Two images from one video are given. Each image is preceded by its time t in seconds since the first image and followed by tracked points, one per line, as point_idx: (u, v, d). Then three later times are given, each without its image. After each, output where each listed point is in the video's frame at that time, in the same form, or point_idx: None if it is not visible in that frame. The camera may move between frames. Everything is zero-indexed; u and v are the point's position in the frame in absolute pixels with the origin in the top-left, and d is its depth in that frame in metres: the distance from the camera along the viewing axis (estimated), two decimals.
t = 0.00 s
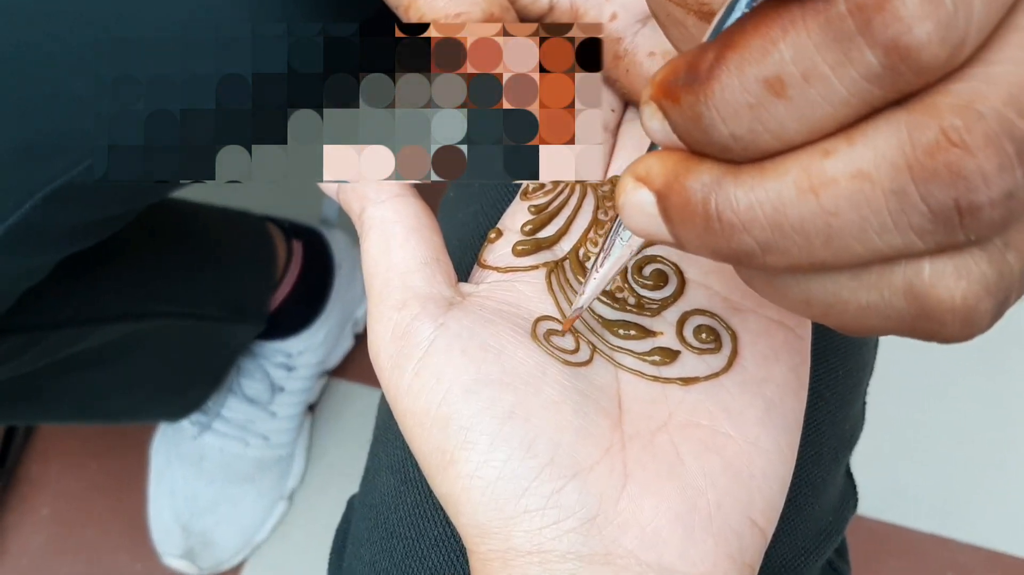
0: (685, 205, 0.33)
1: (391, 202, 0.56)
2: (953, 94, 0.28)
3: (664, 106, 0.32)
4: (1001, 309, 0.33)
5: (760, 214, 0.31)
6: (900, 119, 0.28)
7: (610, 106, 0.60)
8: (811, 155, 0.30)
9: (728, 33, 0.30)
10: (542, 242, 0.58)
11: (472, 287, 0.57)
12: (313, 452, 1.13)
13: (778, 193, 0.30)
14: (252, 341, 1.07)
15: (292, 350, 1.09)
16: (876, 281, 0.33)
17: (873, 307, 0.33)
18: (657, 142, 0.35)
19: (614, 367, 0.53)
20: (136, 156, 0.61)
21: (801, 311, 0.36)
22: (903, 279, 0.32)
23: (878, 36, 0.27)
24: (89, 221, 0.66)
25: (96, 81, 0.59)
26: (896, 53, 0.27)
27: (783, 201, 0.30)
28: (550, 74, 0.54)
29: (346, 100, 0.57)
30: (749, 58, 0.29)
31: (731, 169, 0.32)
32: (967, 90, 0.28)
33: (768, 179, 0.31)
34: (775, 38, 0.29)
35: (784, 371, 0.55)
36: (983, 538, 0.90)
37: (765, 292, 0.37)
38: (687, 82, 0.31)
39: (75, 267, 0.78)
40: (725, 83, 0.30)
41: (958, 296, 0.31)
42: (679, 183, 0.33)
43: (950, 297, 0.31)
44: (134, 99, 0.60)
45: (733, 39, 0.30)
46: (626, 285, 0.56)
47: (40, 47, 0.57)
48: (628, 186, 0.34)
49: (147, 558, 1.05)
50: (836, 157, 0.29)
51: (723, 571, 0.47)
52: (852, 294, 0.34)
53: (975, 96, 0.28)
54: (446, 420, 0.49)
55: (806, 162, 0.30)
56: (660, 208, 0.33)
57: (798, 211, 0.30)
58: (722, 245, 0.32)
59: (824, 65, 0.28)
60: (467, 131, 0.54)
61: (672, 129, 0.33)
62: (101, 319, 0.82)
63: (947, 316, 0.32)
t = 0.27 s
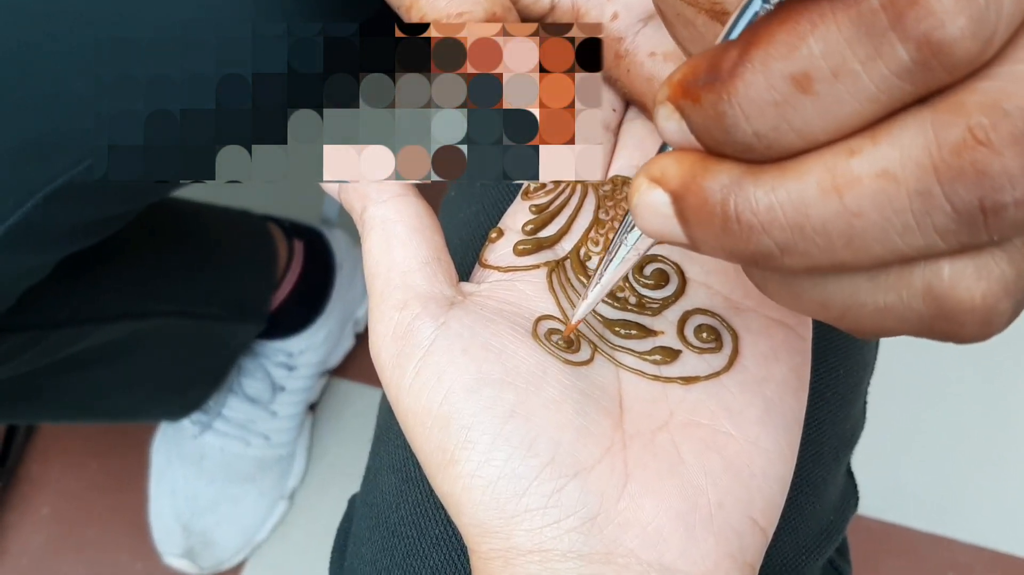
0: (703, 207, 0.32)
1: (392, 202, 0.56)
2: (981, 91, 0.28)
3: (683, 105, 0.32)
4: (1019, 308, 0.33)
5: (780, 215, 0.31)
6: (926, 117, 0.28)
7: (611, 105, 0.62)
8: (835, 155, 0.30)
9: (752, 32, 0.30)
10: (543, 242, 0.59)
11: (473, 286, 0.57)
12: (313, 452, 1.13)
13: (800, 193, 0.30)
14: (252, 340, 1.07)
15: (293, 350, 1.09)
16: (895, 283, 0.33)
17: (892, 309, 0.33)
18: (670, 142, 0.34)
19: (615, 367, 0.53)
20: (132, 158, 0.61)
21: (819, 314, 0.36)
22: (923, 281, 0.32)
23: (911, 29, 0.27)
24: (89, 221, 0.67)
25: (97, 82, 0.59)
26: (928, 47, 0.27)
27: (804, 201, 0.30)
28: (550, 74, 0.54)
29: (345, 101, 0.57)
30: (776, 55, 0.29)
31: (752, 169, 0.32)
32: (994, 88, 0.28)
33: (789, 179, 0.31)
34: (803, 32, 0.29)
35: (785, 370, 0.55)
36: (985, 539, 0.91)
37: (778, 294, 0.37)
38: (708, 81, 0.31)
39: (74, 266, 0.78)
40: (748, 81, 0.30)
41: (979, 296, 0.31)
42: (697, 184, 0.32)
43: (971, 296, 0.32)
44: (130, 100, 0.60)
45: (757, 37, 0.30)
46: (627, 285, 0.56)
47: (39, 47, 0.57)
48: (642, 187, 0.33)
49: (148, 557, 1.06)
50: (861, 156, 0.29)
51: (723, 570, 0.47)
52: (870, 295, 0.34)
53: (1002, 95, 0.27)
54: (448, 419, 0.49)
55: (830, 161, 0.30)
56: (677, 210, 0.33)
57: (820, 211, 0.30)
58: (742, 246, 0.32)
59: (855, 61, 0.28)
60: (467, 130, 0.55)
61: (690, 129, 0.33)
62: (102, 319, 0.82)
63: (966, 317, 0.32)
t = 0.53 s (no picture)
0: (700, 201, 0.33)
1: (390, 202, 0.56)
2: (973, 89, 0.28)
3: (678, 101, 0.33)
4: (1014, 307, 0.34)
5: (776, 210, 0.31)
6: (920, 113, 0.29)
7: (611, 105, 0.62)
8: (829, 150, 0.30)
9: (746, 28, 0.30)
10: (542, 242, 0.58)
11: (472, 286, 0.56)
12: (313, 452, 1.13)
13: (795, 188, 0.31)
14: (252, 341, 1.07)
15: (293, 350, 1.09)
16: (891, 279, 0.34)
17: (888, 304, 0.34)
18: (666, 137, 0.35)
19: (614, 368, 0.53)
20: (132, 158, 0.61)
21: (815, 309, 0.37)
22: (918, 277, 0.33)
23: (902, 24, 0.27)
24: (88, 221, 0.66)
25: (95, 82, 0.59)
26: (919, 42, 0.27)
27: (800, 197, 0.31)
28: (550, 74, 0.54)
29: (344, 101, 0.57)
30: (768, 50, 0.29)
31: (747, 164, 0.32)
32: (988, 84, 0.28)
33: (785, 174, 0.31)
34: (794, 28, 0.29)
35: (784, 371, 0.55)
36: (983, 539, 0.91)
37: (774, 289, 0.38)
38: (703, 76, 0.31)
39: (73, 266, 0.78)
40: (743, 76, 0.30)
41: (974, 292, 0.32)
42: (693, 179, 0.33)
43: (966, 293, 0.32)
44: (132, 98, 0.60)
45: (750, 33, 0.30)
46: (626, 285, 0.56)
47: (39, 47, 0.57)
48: (640, 181, 0.34)
49: (148, 557, 1.06)
50: (855, 152, 0.30)
51: (723, 572, 0.47)
52: (866, 292, 0.34)
53: (998, 91, 0.28)
54: (446, 421, 0.48)
55: (825, 157, 0.30)
56: (673, 204, 0.34)
57: (815, 206, 0.31)
58: (738, 240, 0.33)
59: (846, 56, 0.28)
60: (467, 130, 0.54)
61: (688, 125, 0.33)
62: (101, 318, 0.82)
63: (962, 313, 0.33)
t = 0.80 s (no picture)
0: (731, 128, 0.28)
1: (392, 201, 0.55)
2: None
3: (717, 8, 0.28)
4: None
5: (824, 139, 0.27)
6: (1005, 42, 0.23)
7: (613, 101, 0.59)
8: (895, 77, 0.25)
9: None
10: (543, 240, 0.58)
11: (473, 284, 0.56)
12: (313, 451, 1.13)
13: (849, 118, 0.26)
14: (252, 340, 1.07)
15: (292, 349, 1.09)
16: (934, 239, 0.29)
17: (923, 268, 0.30)
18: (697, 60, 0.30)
19: (615, 365, 0.53)
20: (133, 158, 0.61)
21: (838, 266, 0.33)
22: (966, 239, 0.28)
23: None
24: (89, 219, 0.66)
25: (96, 81, 0.59)
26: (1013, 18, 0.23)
27: (853, 125, 0.26)
28: (550, 74, 0.55)
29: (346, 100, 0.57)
30: None
31: (792, 88, 0.28)
32: None
33: (837, 102, 0.26)
34: None
35: (787, 369, 0.55)
36: (984, 538, 0.91)
37: (797, 241, 0.33)
38: None
39: (73, 266, 0.78)
40: None
41: None
42: (726, 101, 0.28)
43: (1019, 262, 0.27)
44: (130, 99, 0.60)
45: None
46: (627, 283, 0.56)
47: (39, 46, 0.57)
48: (663, 104, 0.29)
49: (147, 556, 1.05)
50: (922, 82, 0.25)
51: (724, 569, 0.47)
52: (901, 250, 0.30)
53: None
54: (447, 418, 0.49)
55: (888, 83, 0.25)
56: (700, 129, 0.29)
57: (868, 139, 0.26)
58: (772, 176, 0.28)
59: None
60: (467, 130, 0.55)
61: (725, 37, 0.29)
62: (102, 318, 0.82)
63: (1013, 283, 0.28)
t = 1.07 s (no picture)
0: (680, 216, 0.30)
1: (388, 199, 0.56)
2: (981, 131, 0.26)
3: (666, 106, 0.30)
4: (988, 358, 0.30)
5: (759, 232, 0.29)
6: (921, 150, 0.26)
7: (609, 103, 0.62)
8: (822, 179, 0.28)
9: (746, 37, 0.28)
10: (539, 240, 0.58)
11: (468, 284, 0.56)
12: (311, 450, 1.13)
13: (782, 216, 0.28)
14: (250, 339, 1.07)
15: (291, 348, 1.09)
16: (865, 314, 0.30)
17: (858, 340, 0.31)
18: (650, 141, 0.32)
19: (611, 365, 0.53)
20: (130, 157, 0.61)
21: (782, 334, 0.33)
22: (892, 317, 0.30)
23: (910, 62, 0.25)
24: (85, 219, 0.66)
25: (96, 81, 0.59)
26: (925, 83, 0.25)
27: (785, 224, 0.28)
28: (550, 74, 0.54)
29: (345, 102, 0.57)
30: (766, 68, 0.27)
31: (734, 183, 0.30)
32: (995, 129, 0.26)
33: (772, 198, 0.29)
34: (799, 49, 0.26)
35: (783, 368, 0.55)
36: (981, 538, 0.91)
37: (745, 308, 0.34)
38: (695, 83, 0.29)
39: (73, 263, 0.78)
40: (737, 91, 0.28)
41: (949, 340, 0.29)
42: (675, 190, 0.30)
43: (940, 341, 0.29)
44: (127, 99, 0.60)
45: (751, 44, 0.27)
46: (623, 283, 0.56)
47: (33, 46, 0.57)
48: (619, 188, 0.31)
49: (146, 555, 1.06)
50: (848, 184, 0.27)
51: (721, 569, 0.47)
52: (838, 324, 0.31)
53: (1004, 137, 0.26)
54: (443, 419, 0.48)
55: (815, 185, 0.28)
56: (653, 215, 0.31)
57: (799, 236, 0.28)
58: (715, 260, 0.30)
59: (848, 87, 0.26)
60: (467, 130, 0.54)
61: (673, 132, 0.30)
62: (100, 316, 0.82)
63: (932, 358, 0.29)
